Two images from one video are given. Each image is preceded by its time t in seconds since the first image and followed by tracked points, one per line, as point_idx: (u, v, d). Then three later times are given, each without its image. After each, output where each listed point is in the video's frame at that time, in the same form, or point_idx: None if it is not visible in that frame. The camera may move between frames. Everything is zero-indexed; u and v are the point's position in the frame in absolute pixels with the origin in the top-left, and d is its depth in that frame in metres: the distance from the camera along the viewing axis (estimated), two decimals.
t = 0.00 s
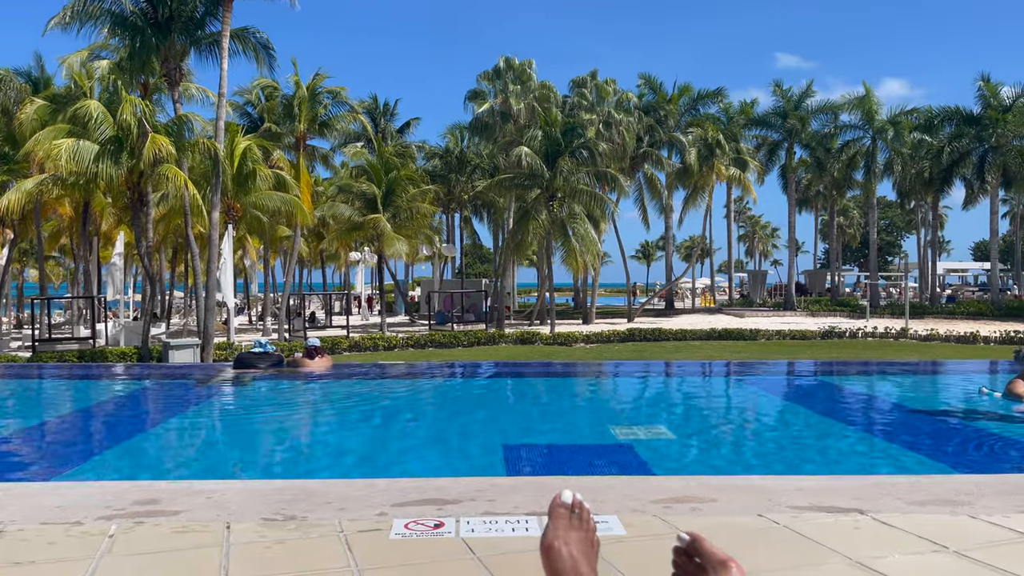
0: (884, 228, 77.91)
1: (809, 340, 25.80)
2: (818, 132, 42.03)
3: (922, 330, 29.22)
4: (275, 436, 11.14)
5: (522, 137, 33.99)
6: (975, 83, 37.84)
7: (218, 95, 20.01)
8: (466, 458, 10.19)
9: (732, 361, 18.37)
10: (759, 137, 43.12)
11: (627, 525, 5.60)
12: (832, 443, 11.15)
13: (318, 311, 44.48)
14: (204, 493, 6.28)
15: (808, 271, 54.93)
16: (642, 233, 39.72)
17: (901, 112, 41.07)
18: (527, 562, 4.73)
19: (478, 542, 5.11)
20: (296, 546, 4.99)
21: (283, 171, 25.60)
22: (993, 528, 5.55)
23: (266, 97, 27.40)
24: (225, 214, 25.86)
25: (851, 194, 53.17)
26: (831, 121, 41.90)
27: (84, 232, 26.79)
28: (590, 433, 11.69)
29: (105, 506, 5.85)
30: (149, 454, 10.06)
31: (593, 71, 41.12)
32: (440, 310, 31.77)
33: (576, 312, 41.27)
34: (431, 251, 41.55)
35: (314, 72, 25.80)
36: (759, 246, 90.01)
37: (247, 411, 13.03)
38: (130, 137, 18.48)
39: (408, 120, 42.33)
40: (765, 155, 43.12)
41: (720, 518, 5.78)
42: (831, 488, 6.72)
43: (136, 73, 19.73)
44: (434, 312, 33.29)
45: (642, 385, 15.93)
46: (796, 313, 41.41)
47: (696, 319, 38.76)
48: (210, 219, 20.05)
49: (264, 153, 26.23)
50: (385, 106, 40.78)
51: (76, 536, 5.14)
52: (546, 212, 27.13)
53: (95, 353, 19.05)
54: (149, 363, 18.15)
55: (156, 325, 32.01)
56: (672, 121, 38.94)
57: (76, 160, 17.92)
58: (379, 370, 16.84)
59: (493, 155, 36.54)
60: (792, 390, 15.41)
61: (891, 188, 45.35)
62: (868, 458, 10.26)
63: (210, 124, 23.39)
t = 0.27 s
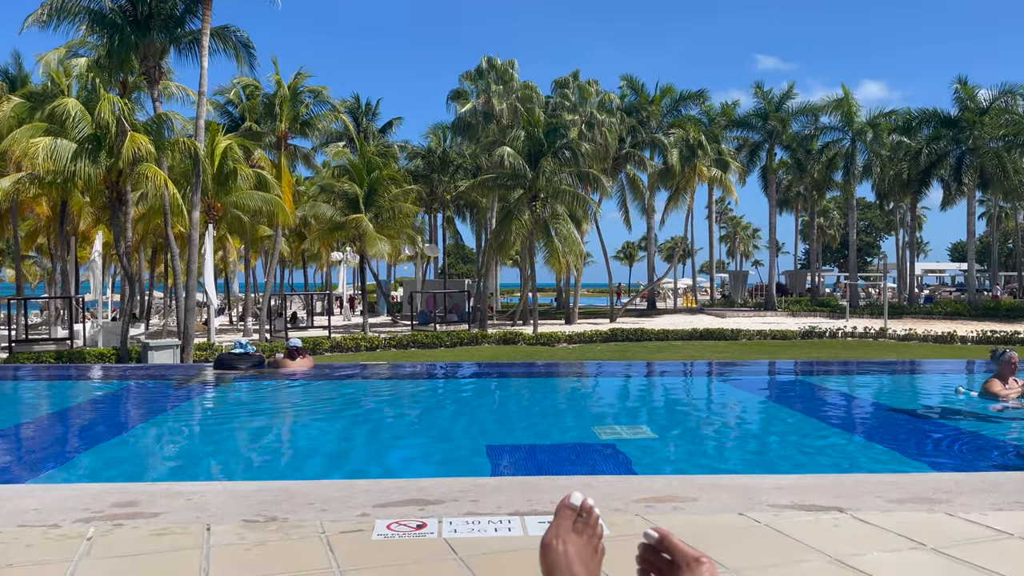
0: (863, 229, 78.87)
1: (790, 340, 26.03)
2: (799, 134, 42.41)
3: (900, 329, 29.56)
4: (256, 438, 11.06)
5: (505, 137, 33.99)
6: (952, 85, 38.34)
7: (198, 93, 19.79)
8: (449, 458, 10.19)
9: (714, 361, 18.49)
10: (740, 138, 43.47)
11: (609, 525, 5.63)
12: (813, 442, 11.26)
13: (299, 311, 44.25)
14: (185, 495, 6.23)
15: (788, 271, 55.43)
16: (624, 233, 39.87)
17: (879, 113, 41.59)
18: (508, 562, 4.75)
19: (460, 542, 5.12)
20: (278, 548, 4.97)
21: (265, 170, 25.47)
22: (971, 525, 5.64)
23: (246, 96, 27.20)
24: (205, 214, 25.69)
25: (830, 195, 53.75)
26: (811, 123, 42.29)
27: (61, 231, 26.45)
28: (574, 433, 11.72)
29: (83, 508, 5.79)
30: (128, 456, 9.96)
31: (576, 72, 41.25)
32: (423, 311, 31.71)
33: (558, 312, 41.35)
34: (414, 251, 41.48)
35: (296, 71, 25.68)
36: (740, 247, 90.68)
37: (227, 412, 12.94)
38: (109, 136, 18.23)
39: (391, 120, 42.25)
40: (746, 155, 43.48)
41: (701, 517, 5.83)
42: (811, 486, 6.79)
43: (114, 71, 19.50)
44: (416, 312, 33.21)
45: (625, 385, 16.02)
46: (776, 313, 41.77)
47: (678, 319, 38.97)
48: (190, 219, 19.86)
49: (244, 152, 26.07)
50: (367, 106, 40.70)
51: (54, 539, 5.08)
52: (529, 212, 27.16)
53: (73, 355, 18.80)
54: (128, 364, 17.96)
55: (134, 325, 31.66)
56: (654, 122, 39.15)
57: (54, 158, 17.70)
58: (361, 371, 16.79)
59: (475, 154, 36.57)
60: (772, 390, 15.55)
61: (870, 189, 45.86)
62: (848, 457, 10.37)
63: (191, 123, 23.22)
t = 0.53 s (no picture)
0: (846, 230, 79.58)
1: (775, 340, 26.22)
2: (783, 135, 42.74)
3: (882, 329, 29.83)
4: (240, 438, 11.02)
5: (491, 138, 33.94)
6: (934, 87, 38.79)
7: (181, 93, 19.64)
8: (434, 459, 10.19)
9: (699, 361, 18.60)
10: (724, 139, 43.74)
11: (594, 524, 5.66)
12: (795, 441, 11.37)
13: (284, 311, 44.05)
14: (167, 496, 6.20)
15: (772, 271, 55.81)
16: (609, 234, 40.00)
17: (862, 114, 41.98)
18: (493, 562, 4.76)
19: (444, 542, 5.14)
20: (261, 549, 4.96)
21: (249, 170, 25.34)
22: (951, 523, 5.71)
23: (230, 94, 27.03)
24: (189, 214, 25.55)
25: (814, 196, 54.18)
26: (795, 124, 42.61)
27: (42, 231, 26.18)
28: (558, 432, 11.76)
29: (64, 511, 5.74)
30: (111, 457, 9.91)
31: (561, 72, 41.29)
32: (409, 311, 31.64)
33: (544, 312, 41.39)
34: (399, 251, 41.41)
35: (280, 71, 25.55)
36: (724, 247, 91.20)
37: (211, 413, 12.86)
38: (90, 136, 18.07)
39: (376, 120, 42.18)
40: (731, 156, 43.76)
41: (684, 516, 5.87)
42: (793, 485, 6.85)
43: (96, 70, 19.33)
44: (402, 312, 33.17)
45: (610, 384, 16.09)
46: (761, 313, 42.08)
47: (663, 319, 39.16)
48: (173, 219, 19.71)
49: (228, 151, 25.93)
50: (352, 105, 40.63)
51: (33, 542, 5.05)
52: (515, 213, 27.19)
53: (54, 356, 18.62)
54: (110, 365, 17.80)
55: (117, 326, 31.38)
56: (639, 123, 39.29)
57: (35, 157, 17.53)
58: (346, 372, 16.76)
59: (461, 154, 36.59)
60: (756, 389, 15.68)
61: (853, 190, 46.27)
62: (830, 456, 10.46)
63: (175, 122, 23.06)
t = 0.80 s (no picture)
0: (832, 229, 80.10)
1: (761, 339, 26.34)
2: (770, 135, 42.96)
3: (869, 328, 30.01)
4: (227, 439, 10.98)
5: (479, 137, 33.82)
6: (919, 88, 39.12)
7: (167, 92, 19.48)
8: (423, 458, 10.18)
9: (686, 360, 18.65)
10: (711, 139, 43.93)
11: (581, 523, 5.68)
12: (782, 440, 11.43)
13: (270, 311, 43.85)
14: (153, 497, 6.15)
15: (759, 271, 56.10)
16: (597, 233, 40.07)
17: (848, 115, 42.28)
18: (481, 562, 4.77)
19: (432, 542, 5.14)
20: (247, 550, 4.94)
21: (235, 169, 25.20)
22: (935, 521, 5.77)
23: (216, 93, 26.88)
24: (175, 213, 25.43)
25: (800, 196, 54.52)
26: (782, 124, 42.84)
27: (26, 230, 25.93)
28: (546, 432, 11.78)
29: (48, 512, 5.69)
30: (97, 458, 9.85)
31: (549, 72, 41.26)
32: (396, 310, 31.57)
33: (533, 311, 41.41)
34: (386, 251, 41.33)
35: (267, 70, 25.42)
36: (711, 246, 91.65)
37: (198, 413, 12.80)
38: (75, 135, 17.91)
39: (363, 119, 42.09)
40: (718, 156, 43.96)
41: (672, 515, 5.89)
42: (779, 483, 6.89)
43: (80, 69, 19.19)
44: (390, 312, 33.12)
45: (598, 383, 16.11)
46: (748, 312, 42.31)
47: (651, 318, 39.29)
48: (159, 219, 19.56)
49: (214, 150, 25.79)
50: (339, 105, 40.53)
51: (16, 544, 5.01)
52: (503, 212, 27.20)
53: (39, 356, 18.45)
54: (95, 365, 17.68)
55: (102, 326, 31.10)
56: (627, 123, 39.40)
57: (18, 156, 17.36)
58: (334, 372, 16.71)
59: (448, 153, 36.58)
60: (743, 388, 15.76)
61: (839, 190, 46.57)
62: (816, 454, 10.54)
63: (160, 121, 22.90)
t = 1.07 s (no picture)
0: (821, 228, 80.54)
1: (751, 337, 26.45)
2: (759, 134, 43.10)
3: (858, 326, 30.15)
4: (217, 439, 10.95)
5: (470, 135, 33.73)
6: (907, 87, 39.35)
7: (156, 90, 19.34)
8: (414, 458, 10.16)
9: (677, 359, 18.71)
10: (701, 138, 44.08)
11: (572, 521, 5.70)
12: (772, 437, 11.50)
13: (260, 311, 43.67)
14: (143, 498, 6.12)
15: (749, 269, 56.28)
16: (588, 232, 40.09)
17: (837, 114, 42.52)
18: (473, 560, 4.78)
19: (423, 541, 5.15)
20: (237, 550, 4.94)
21: (224, 168, 25.09)
22: (924, 517, 5.82)
23: (205, 91, 26.74)
24: (164, 212, 25.33)
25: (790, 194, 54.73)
26: (771, 123, 43.02)
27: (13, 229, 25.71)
28: (536, 431, 11.80)
29: (36, 512, 5.67)
30: (86, 458, 9.80)
31: (539, 71, 41.21)
32: (387, 309, 31.49)
33: (523, 310, 41.39)
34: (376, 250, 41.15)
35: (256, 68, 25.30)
36: (701, 245, 91.91)
37: (187, 413, 12.75)
38: (63, 133, 17.77)
39: (353, 117, 41.98)
40: (708, 155, 44.09)
41: (663, 513, 5.90)
42: (768, 481, 6.92)
43: (68, 67, 19.05)
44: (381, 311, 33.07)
45: (589, 382, 16.15)
46: (738, 311, 42.46)
47: (640, 317, 39.40)
48: (148, 218, 19.42)
49: (203, 149, 25.68)
50: (329, 103, 40.44)
51: (3, 544, 4.97)
52: (494, 211, 27.23)
53: (26, 356, 18.30)
54: (83, 365, 17.58)
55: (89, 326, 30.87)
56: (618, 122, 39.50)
57: (5, 155, 17.21)
58: (324, 371, 16.67)
59: (439, 152, 36.57)
60: (733, 386, 15.83)
61: (829, 188, 46.78)
62: (805, 451, 10.61)
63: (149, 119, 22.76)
